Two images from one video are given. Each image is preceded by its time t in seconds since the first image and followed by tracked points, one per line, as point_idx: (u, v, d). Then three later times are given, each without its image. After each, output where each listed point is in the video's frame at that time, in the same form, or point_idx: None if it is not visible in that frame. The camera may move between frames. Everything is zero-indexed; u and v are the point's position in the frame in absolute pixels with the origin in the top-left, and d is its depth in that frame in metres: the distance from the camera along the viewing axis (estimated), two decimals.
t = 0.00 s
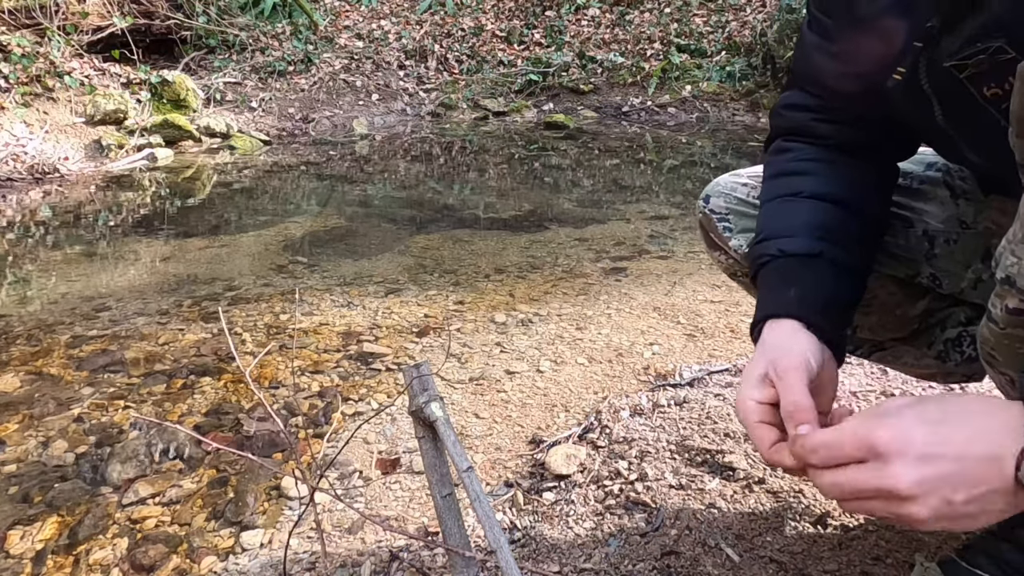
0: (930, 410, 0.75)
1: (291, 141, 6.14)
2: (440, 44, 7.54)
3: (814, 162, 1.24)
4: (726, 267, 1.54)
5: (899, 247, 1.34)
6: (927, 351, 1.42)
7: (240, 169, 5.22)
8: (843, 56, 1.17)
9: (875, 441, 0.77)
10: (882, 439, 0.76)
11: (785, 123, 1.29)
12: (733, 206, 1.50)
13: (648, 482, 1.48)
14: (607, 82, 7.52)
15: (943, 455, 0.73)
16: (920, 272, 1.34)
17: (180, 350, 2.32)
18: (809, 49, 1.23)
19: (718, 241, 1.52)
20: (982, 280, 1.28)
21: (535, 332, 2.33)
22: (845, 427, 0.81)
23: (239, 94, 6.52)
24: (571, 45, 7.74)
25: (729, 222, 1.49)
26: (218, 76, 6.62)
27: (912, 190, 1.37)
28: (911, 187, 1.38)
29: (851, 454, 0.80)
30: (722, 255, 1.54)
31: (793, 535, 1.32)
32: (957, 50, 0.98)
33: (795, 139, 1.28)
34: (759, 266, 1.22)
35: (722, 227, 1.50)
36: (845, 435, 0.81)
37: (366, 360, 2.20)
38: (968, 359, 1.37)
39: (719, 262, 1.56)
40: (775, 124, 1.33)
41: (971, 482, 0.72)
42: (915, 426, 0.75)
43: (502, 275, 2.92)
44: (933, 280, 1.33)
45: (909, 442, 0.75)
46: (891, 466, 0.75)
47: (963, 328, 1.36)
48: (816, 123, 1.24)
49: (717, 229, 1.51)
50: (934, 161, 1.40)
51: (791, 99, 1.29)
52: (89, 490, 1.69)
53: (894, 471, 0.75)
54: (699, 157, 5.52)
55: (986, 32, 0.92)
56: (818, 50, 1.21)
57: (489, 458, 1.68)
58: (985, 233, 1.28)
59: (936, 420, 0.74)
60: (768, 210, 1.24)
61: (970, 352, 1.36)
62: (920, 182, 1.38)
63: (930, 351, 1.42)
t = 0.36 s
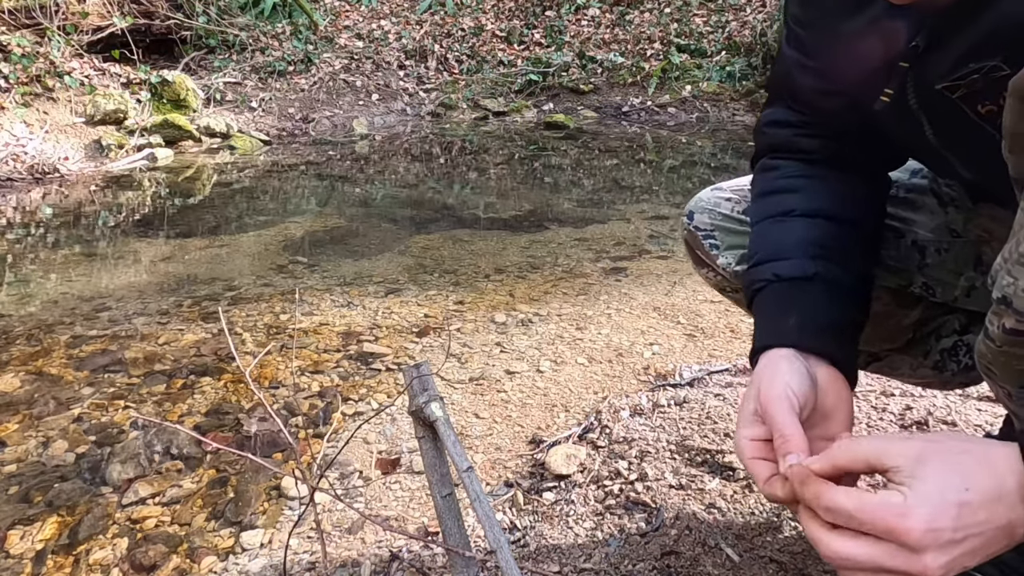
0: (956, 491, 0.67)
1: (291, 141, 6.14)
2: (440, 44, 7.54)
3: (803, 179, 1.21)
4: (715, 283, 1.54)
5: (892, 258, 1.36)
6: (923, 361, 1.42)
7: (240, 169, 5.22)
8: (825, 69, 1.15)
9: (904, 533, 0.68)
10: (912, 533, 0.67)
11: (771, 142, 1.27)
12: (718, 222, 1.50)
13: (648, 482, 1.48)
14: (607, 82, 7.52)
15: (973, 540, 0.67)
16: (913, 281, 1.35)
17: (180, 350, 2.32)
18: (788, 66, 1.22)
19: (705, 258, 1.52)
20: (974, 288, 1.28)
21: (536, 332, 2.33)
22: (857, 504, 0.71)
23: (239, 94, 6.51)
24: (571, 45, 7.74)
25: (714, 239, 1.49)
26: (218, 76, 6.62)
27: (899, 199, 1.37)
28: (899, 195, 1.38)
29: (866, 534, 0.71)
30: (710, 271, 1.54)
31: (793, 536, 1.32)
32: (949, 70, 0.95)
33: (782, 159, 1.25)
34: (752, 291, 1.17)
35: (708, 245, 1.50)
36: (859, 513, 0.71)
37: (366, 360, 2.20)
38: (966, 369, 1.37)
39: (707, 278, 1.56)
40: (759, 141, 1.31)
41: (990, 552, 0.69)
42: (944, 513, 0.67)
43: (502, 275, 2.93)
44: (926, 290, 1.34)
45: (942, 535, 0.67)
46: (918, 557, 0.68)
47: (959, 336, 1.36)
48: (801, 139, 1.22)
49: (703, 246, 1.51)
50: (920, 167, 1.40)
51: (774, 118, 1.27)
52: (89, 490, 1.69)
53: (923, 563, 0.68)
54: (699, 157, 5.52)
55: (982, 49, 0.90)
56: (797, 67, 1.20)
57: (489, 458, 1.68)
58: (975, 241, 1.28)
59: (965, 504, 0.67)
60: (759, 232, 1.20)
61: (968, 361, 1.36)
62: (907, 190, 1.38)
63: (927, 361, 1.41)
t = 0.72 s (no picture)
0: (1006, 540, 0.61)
1: (291, 141, 6.15)
2: (440, 44, 7.54)
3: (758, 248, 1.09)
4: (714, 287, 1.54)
5: (906, 262, 1.35)
6: (934, 369, 1.43)
7: (240, 169, 5.22)
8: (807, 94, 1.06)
9: None
10: None
11: (725, 201, 1.13)
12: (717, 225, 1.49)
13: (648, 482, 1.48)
14: (607, 82, 7.52)
15: None
16: (927, 285, 1.35)
17: (180, 350, 2.32)
18: (759, 109, 1.12)
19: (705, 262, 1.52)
20: (991, 292, 1.27)
21: (536, 332, 2.33)
22: (900, 563, 0.66)
23: (239, 94, 6.51)
24: (571, 45, 7.74)
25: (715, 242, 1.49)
26: (218, 76, 6.62)
27: (910, 202, 1.35)
28: (910, 199, 1.35)
29: None
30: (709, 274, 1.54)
31: (793, 536, 1.32)
32: (983, 102, 0.87)
33: (726, 228, 1.12)
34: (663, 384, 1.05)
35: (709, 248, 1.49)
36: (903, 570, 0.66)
37: (366, 360, 2.20)
38: (979, 376, 1.37)
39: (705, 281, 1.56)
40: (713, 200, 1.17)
41: None
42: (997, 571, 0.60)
43: (502, 275, 2.92)
44: (941, 294, 1.34)
45: None
46: None
47: (970, 343, 1.37)
48: (762, 201, 1.10)
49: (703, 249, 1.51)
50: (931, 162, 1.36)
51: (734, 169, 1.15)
52: (88, 490, 1.69)
53: None
54: (699, 157, 5.52)
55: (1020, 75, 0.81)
56: (772, 107, 1.10)
57: (489, 458, 1.68)
58: (992, 244, 1.23)
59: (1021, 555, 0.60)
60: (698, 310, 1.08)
61: (981, 369, 1.36)
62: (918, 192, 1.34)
63: (938, 368, 1.42)
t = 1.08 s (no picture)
0: (910, 529, 0.71)
1: (291, 141, 6.14)
2: (440, 44, 7.54)
3: (758, 190, 1.25)
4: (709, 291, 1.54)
5: (894, 264, 1.36)
6: (927, 370, 1.42)
7: (240, 169, 5.22)
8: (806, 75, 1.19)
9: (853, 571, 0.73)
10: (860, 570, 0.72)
11: (733, 155, 1.31)
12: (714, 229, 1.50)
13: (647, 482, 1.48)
14: (607, 82, 7.52)
15: None
16: (915, 288, 1.37)
17: (180, 350, 2.32)
18: (763, 78, 1.27)
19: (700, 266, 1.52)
20: (980, 292, 1.32)
21: (536, 332, 2.33)
22: (810, 542, 0.77)
23: (239, 94, 6.51)
24: (571, 45, 7.74)
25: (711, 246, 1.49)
26: (218, 76, 6.61)
27: (897, 204, 1.40)
28: (897, 201, 1.40)
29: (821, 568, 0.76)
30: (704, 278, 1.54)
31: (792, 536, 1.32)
32: (971, 88, 0.99)
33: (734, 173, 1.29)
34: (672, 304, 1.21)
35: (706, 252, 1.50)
36: (813, 544, 0.76)
37: (366, 360, 2.20)
38: (971, 377, 1.37)
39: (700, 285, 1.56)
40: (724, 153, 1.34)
41: None
42: (896, 554, 0.71)
43: (502, 275, 2.92)
44: (929, 295, 1.36)
45: None
46: None
47: (962, 343, 1.37)
48: (762, 154, 1.26)
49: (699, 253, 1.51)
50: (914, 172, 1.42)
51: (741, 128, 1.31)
52: (88, 490, 1.69)
53: None
54: (699, 157, 5.52)
55: (1008, 62, 0.93)
56: (774, 79, 1.24)
57: (489, 458, 1.68)
58: (977, 244, 1.31)
59: (919, 544, 0.71)
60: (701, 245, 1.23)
61: (973, 369, 1.37)
62: (905, 196, 1.40)
63: (930, 370, 1.42)
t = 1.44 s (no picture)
0: (897, 503, 0.70)
1: (291, 141, 6.15)
2: (440, 44, 7.54)
3: (777, 170, 1.27)
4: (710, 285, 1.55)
5: (897, 257, 1.39)
6: (929, 366, 1.44)
7: (240, 169, 5.22)
8: (823, 64, 1.22)
9: (832, 536, 0.71)
10: (839, 536, 0.71)
11: (754, 137, 1.33)
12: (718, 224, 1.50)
13: (648, 482, 1.48)
14: (607, 82, 7.52)
15: (900, 550, 0.71)
16: (919, 282, 1.39)
17: (179, 350, 2.32)
18: (783, 65, 1.29)
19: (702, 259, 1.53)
20: (981, 288, 1.32)
21: (536, 332, 2.33)
22: (793, 497, 0.75)
23: (239, 94, 6.51)
24: (571, 45, 7.74)
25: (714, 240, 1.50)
26: (218, 76, 6.61)
27: (904, 198, 1.42)
28: (904, 196, 1.43)
29: (797, 522, 0.75)
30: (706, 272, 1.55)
31: (793, 536, 1.32)
32: (974, 73, 1.01)
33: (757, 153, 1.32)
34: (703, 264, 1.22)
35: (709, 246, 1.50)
36: (797, 501, 0.74)
37: (366, 360, 2.20)
38: (973, 372, 1.37)
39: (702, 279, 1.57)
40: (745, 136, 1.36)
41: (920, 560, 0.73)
42: (877, 524, 0.70)
43: (502, 275, 2.93)
44: (932, 289, 1.38)
45: (868, 543, 0.71)
46: (843, 555, 0.73)
47: (963, 338, 1.38)
48: (783, 136, 1.28)
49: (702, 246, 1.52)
50: (925, 168, 1.46)
51: (762, 111, 1.33)
52: (88, 490, 1.69)
53: (846, 559, 0.73)
54: (699, 157, 5.52)
55: (1012, 50, 0.96)
56: (794, 65, 1.27)
57: (489, 458, 1.68)
58: (982, 240, 1.31)
59: (902, 518, 0.70)
60: (723, 215, 1.25)
61: (974, 365, 1.37)
62: (912, 191, 1.43)
63: (932, 366, 1.43)
